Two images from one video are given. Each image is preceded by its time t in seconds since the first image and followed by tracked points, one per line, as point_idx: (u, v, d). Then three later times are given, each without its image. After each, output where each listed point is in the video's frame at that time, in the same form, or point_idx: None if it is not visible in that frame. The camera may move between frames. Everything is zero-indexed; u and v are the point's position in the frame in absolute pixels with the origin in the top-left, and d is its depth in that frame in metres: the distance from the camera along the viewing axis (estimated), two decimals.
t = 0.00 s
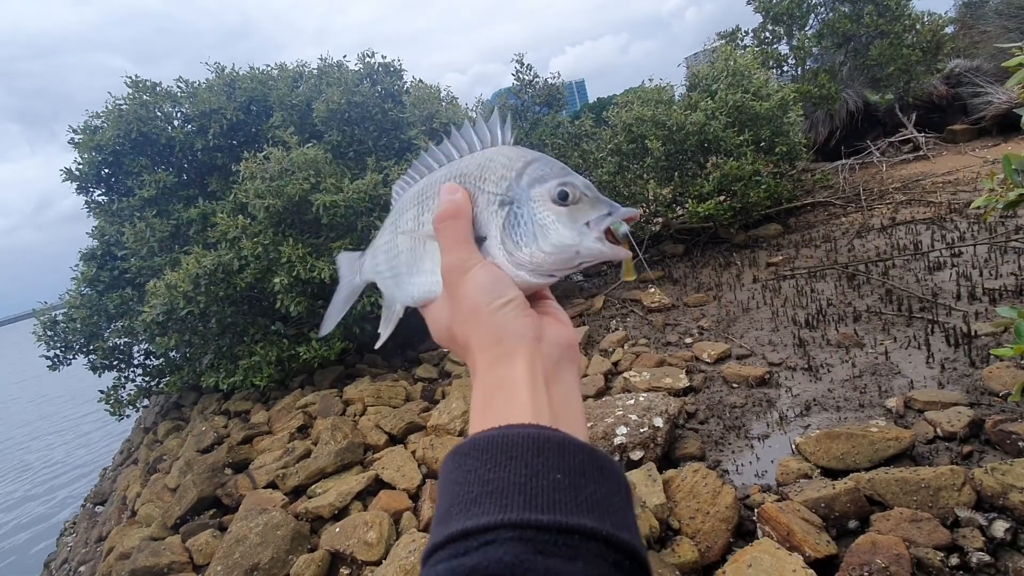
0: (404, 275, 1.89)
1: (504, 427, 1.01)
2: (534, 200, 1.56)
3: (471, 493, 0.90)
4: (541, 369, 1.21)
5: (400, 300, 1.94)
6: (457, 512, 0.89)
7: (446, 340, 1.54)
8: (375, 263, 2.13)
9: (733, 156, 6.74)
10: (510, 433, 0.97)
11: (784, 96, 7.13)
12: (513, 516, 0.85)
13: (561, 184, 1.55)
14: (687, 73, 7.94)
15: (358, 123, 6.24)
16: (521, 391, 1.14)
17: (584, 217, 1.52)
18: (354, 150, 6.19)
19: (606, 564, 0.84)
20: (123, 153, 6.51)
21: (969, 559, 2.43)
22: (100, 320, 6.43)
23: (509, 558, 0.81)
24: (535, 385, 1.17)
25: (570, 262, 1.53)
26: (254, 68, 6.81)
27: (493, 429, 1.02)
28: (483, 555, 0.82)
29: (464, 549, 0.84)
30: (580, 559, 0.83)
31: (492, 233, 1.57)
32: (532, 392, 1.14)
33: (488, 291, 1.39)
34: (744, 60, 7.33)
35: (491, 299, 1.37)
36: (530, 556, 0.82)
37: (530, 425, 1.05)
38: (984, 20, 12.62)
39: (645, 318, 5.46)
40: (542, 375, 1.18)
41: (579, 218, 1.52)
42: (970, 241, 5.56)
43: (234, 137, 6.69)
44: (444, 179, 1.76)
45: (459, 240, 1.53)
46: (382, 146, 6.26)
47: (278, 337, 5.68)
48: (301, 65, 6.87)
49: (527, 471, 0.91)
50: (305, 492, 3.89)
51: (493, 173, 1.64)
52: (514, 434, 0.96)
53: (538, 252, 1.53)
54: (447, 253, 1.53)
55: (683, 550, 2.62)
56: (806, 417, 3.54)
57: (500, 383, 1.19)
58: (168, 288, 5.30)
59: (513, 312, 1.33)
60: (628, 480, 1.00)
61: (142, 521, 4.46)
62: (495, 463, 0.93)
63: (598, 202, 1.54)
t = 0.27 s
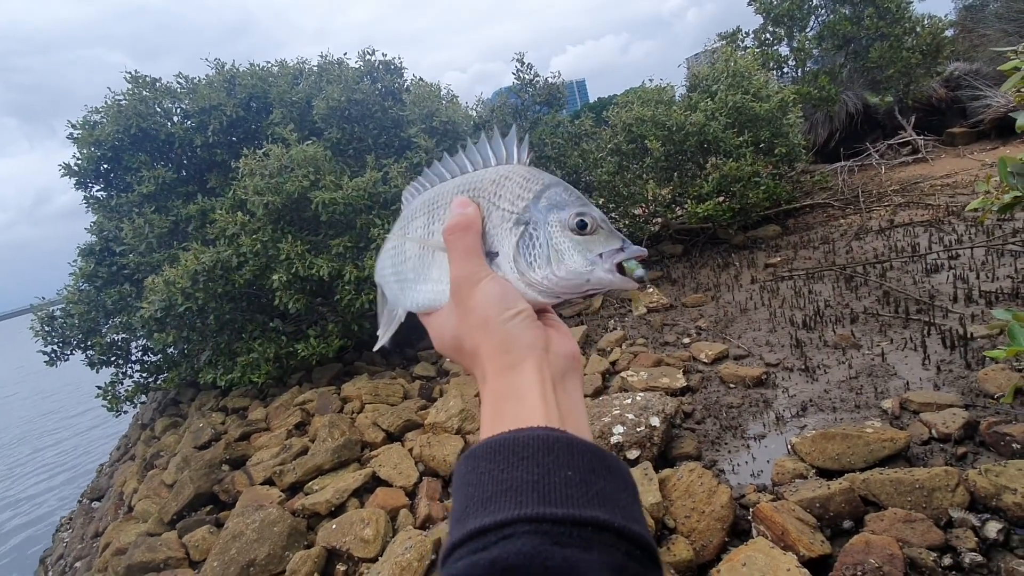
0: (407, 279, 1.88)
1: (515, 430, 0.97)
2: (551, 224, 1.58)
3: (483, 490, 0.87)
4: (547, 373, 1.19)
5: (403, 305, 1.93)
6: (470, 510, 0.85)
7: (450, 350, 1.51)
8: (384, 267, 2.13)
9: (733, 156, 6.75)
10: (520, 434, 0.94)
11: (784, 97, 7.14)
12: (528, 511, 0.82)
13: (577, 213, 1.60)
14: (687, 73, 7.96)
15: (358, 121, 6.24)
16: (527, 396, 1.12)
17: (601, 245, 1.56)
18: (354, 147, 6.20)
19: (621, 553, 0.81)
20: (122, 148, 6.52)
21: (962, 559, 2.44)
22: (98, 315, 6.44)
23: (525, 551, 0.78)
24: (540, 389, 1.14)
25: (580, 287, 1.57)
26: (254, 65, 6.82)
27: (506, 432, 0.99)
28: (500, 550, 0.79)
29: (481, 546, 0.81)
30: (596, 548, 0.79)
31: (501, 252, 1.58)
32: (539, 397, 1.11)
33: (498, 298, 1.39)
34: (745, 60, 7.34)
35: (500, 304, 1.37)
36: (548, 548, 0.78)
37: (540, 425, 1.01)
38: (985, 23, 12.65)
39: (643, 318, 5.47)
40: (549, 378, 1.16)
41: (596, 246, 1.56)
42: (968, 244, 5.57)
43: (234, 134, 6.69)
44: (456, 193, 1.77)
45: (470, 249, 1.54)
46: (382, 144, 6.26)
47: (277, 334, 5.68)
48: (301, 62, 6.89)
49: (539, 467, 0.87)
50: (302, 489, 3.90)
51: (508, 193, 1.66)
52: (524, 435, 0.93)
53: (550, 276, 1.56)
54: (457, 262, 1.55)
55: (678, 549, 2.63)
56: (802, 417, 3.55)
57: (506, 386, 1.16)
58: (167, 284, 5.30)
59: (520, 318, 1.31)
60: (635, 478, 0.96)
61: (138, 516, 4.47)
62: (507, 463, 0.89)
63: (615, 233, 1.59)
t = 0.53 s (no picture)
0: (370, 219, 1.93)
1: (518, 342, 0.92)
2: (532, 161, 1.81)
3: (489, 402, 0.84)
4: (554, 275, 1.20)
5: (361, 245, 1.96)
6: (477, 422, 0.83)
7: (430, 274, 1.48)
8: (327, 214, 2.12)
9: (733, 160, 6.75)
10: (524, 346, 0.88)
11: (786, 101, 7.14)
12: (539, 419, 0.79)
13: (556, 153, 1.83)
14: (689, 75, 7.95)
15: (359, 115, 6.22)
16: (537, 292, 1.11)
17: (577, 178, 1.80)
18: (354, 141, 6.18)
19: (633, 456, 0.80)
20: (121, 138, 6.50)
21: (952, 565, 2.44)
22: (94, 305, 6.43)
23: (538, 456, 0.76)
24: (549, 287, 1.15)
25: (559, 215, 1.78)
26: (255, 57, 6.82)
27: (513, 343, 0.95)
28: (513, 457, 0.77)
29: (492, 455, 0.79)
30: (609, 451, 0.79)
31: (486, 181, 1.76)
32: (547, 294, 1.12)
33: (492, 214, 1.39)
34: (747, 64, 7.33)
35: (496, 219, 1.38)
36: (560, 454, 0.77)
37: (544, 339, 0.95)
38: (988, 31, 12.65)
39: (640, 319, 5.47)
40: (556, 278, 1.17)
41: (572, 179, 1.80)
42: (965, 252, 5.58)
43: (234, 125, 6.67)
44: (429, 138, 1.90)
45: (455, 177, 1.56)
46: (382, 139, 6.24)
47: (273, 327, 5.67)
48: (302, 55, 6.89)
49: (546, 378, 0.84)
50: (295, 482, 3.89)
51: (484, 136, 1.83)
52: (528, 347, 0.88)
53: (531, 203, 1.77)
54: (441, 187, 1.53)
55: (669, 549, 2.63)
56: (796, 421, 3.55)
57: (511, 287, 1.15)
58: (163, 275, 5.30)
59: (519, 230, 1.32)
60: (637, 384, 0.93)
61: (130, 507, 4.46)
62: (512, 375, 0.85)
63: (588, 170, 1.84)
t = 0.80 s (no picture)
0: (345, 210, 1.96)
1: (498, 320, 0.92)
2: (505, 145, 1.90)
3: (470, 377, 0.83)
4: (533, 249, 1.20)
5: (337, 236, 1.99)
6: (458, 397, 0.82)
7: (411, 258, 1.48)
8: (303, 210, 2.15)
9: (731, 164, 6.77)
10: (504, 322, 0.88)
11: (785, 107, 7.17)
12: (519, 392, 0.79)
13: (526, 136, 1.93)
14: (689, 78, 7.98)
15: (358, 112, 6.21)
16: (514, 269, 1.11)
17: (548, 160, 1.91)
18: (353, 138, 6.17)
19: (612, 426, 0.79)
20: (119, 130, 6.47)
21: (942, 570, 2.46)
22: (88, 297, 6.40)
23: (518, 428, 0.76)
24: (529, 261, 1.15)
25: (535, 196, 1.88)
26: (256, 51, 6.81)
27: (495, 321, 0.94)
28: (492, 430, 0.76)
29: (472, 429, 0.78)
30: (587, 422, 0.78)
31: (462, 168, 1.84)
32: (527, 267, 1.12)
33: (469, 194, 1.39)
34: (747, 68, 7.36)
35: (474, 197, 1.38)
36: (540, 426, 0.76)
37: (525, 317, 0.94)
38: (986, 41, 12.73)
39: (637, 320, 5.49)
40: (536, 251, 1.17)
41: (544, 161, 1.90)
42: (960, 260, 5.61)
43: (232, 120, 6.65)
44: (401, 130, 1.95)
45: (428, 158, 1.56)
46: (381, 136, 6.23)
47: (268, 323, 5.67)
48: (303, 51, 6.88)
49: (526, 352, 0.83)
50: (289, 478, 3.89)
51: (453, 126, 1.90)
52: (508, 322, 0.88)
53: (507, 187, 1.87)
54: (415, 171, 1.53)
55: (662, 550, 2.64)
56: (790, 425, 3.57)
57: (491, 264, 1.15)
58: (159, 268, 5.28)
59: (497, 207, 1.32)
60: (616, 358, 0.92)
61: (122, 500, 4.45)
62: (492, 350, 0.84)
63: (558, 153, 1.95)
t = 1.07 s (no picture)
0: (305, 214, 2.05)
1: (464, 338, 0.95)
2: (470, 163, 2.05)
3: (437, 393, 0.86)
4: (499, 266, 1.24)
5: (295, 239, 2.09)
6: (425, 413, 0.84)
7: (377, 270, 1.49)
8: (255, 209, 2.26)
9: (729, 166, 6.80)
10: (469, 340, 0.91)
11: (783, 110, 7.21)
12: (482, 407, 0.81)
13: (494, 157, 2.07)
14: (688, 81, 8.00)
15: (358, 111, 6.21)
16: (487, 286, 1.14)
17: (510, 184, 2.06)
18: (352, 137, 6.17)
19: (574, 439, 0.81)
20: (116, 126, 6.46)
21: (935, 572, 2.48)
22: (84, 294, 6.38)
23: (481, 440, 0.77)
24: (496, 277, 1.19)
25: (491, 216, 2.04)
26: (255, 49, 6.81)
27: (462, 338, 0.97)
28: (456, 443, 0.78)
29: (437, 443, 0.80)
30: (550, 435, 0.80)
31: (425, 180, 2.00)
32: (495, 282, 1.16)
33: (438, 208, 1.42)
34: (745, 72, 7.39)
35: (443, 211, 1.41)
36: (502, 438, 0.78)
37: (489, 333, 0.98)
38: (982, 47, 12.83)
39: (634, 322, 5.50)
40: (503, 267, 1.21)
41: (506, 184, 2.05)
42: (955, 264, 5.65)
43: (230, 117, 6.63)
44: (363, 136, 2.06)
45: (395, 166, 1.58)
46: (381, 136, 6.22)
47: (265, 322, 5.67)
48: (302, 49, 6.88)
49: (489, 369, 0.86)
50: (284, 477, 3.89)
51: (421, 136, 2.07)
52: (473, 341, 0.91)
53: (466, 204, 2.03)
54: (384, 181, 1.54)
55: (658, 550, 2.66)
56: (786, 427, 3.59)
57: (461, 279, 1.18)
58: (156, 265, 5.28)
59: (467, 225, 1.36)
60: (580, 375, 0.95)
61: (116, 498, 4.44)
62: (457, 367, 0.87)
63: (521, 177, 2.09)
